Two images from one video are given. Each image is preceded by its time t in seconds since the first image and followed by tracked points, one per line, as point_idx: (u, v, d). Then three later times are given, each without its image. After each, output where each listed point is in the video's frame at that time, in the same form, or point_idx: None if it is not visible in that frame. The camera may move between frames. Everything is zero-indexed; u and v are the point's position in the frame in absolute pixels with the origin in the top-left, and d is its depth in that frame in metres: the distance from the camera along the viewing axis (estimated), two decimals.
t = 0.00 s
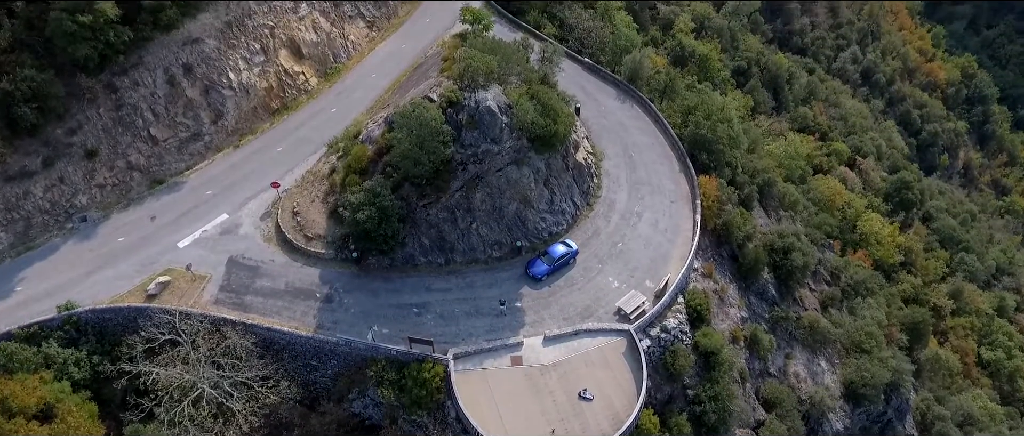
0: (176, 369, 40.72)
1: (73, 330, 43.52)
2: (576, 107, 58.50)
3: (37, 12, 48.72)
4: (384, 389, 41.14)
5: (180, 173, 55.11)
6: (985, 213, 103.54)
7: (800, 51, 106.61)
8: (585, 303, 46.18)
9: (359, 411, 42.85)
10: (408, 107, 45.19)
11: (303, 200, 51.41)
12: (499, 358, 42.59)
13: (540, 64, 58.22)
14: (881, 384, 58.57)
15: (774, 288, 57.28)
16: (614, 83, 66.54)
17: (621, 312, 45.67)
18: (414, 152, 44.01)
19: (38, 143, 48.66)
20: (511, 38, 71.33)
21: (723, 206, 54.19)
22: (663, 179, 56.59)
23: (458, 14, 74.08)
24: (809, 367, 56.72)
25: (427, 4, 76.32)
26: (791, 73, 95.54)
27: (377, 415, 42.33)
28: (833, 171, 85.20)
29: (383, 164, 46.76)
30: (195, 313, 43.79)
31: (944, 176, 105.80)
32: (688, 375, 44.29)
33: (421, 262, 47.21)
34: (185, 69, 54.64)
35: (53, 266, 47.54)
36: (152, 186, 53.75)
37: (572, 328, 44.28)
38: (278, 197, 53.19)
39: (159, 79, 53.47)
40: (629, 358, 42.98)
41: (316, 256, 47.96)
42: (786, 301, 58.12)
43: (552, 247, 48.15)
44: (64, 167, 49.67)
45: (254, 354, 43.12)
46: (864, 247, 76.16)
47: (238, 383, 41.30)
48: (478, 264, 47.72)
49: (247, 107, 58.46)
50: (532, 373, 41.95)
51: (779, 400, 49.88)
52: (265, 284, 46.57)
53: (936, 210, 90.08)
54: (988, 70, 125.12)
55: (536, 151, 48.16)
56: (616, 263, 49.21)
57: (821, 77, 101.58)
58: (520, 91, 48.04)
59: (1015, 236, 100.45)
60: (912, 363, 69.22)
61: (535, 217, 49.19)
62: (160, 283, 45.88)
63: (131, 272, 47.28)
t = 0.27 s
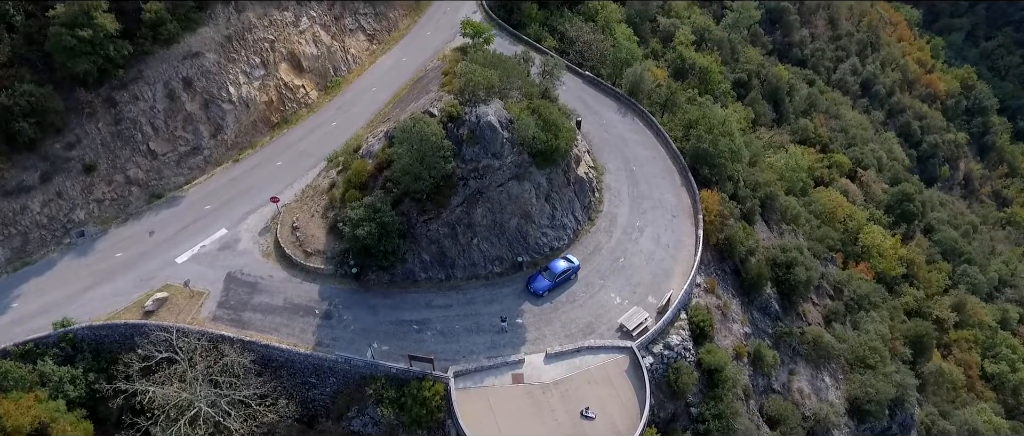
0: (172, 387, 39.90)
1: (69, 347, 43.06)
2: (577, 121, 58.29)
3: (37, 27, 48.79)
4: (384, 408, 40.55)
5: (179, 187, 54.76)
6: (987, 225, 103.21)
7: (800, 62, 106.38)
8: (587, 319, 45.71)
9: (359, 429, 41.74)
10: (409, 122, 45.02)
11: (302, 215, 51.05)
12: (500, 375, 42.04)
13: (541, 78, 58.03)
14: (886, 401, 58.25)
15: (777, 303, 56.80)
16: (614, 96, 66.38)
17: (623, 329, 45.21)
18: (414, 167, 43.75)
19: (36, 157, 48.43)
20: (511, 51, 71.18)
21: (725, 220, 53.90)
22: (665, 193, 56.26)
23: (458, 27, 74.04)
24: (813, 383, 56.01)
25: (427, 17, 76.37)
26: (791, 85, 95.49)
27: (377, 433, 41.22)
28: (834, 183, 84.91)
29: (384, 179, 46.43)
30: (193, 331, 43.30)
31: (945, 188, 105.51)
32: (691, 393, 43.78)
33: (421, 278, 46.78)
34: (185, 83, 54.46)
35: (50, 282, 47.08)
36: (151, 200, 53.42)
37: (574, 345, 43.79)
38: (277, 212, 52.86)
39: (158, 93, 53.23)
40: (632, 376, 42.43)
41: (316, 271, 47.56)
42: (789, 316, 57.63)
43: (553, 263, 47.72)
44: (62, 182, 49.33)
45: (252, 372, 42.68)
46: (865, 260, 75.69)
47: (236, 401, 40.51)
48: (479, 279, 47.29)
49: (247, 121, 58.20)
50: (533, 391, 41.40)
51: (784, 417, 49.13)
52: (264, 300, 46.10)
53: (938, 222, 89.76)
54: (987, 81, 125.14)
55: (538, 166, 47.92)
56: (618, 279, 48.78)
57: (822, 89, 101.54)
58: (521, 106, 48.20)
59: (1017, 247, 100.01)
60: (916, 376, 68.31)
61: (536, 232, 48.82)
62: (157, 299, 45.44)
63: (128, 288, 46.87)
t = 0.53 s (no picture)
0: (168, 406, 39.15)
1: (65, 365, 42.45)
2: (578, 135, 58.06)
3: (36, 42, 48.63)
4: (383, 427, 39.96)
5: (177, 202, 54.41)
6: (988, 236, 102.86)
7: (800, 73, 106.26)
8: (589, 336, 45.20)
9: None
10: (409, 137, 44.61)
11: (302, 230, 50.68)
12: (501, 394, 41.43)
13: (542, 92, 57.83)
14: (891, 418, 57.64)
15: (780, 319, 56.20)
16: (615, 110, 66.20)
17: (626, 346, 44.71)
18: (414, 183, 43.35)
19: (34, 173, 48.14)
20: (512, 65, 71.23)
21: (728, 235, 53.55)
22: (667, 207, 55.91)
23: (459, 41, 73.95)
24: (817, 399, 55.33)
25: (427, 30, 76.39)
26: (791, 97, 95.37)
27: None
28: (835, 196, 84.58)
29: (384, 194, 46.10)
30: (190, 348, 42.80)
31: (946, 199, 105.18)
32: (695, 411, 43.19)
33: (422, 295, 46.29)
34: (184, 97, 54.25)
35: (46, 299, 46.58)
36: (149, 215, 53.01)
37: (576, 362, 43.21)
38: (277, 227, 52.52)
39: (158, 107, 53.01)
40: (635, 394, 41.85)
41: (314, 288, 47.11)
42: (792, 331, 57.05)
43: (554, 279, 47.28)
44: (60, 197, 49.00)
45: (250, 391, 41.99)
46: (868, 273, 75.15)
47: (233, 420, 39.81)
48: (480, 296, 46.83)
49: (246, 135, 57.94)
50: (535, 410, 40.76)
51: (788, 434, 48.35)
52: (262, 317, 45.62)
53: (939, 234, 89.38)
54: (986, 92, 125.10)
55: (539, 181, 47.61)
56: (620, 295, 48.32)
57: (821, 100, 101.45)
58: (522, 120, 47.90)
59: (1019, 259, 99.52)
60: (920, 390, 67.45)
61: (538, 247, 48.42)
62: (155, 316, 44.95)
63: (125, 305, 46.36)
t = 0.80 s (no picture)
0: (164, 425, 38.58)
1: (60, 383, 41.90)
2: (579, 149, 57.77)
3: (35, 57, 48.44)
4: None
5: (176, 216, 54.02)
6: (989, 248, 102.48)
7: (800, 85, 105.94)
8: (591, 353, 44.66)
9: None
10: (409, 152, 44.30)
11: (301, 245, 50.28)
12: (503, 412, 40.82)
13: (543, 106, 57.65)
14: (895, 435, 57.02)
15: (784, 334, 55.63)
16: (616, 123, 65.97)
17: (628, 364, 44.15)
18: (414, 199, 43.05)
19: (31, 188, 47.80)
20: (513, 78, 71.11)
21: (730, 250, 53.13)
22: (669, 222, 55.53)
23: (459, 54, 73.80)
24: (821, 416, 54.68)
25: (427, 43, 76.37)
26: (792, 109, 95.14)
27: None
28: (837, 208, 84.20)
29: (384, 209, 45.73)
30: (187, 366, 42.25)
31: (947, 210, 104.88)
32: (699, 430, 42.57)
33: (422, 311, 45.78)
34: (184, 111, 53.99)
35: (42, 316, 46.06)
36: (147, 230, 52.59)
37: (578, 380, 42.62)
38: (276, 242, 52.13)
39: (157, 122, 52.76)
40: (638, 412, 41.20)
41: (313, 304, 46.59)
42: (796, 347, 56.44)
43: (556, 295, 46.79)
44: (58, 212, 48.62)
45: (248, 409, 41.41)
46: (870, 286, 74.58)
47: None
48: (481, 312, 46.33)
49: (246, 149, 57.65)
50: (536, 429, 40.12)
51: None
52: (260, 334, 45.10)
53: (941, 246, 88.88)
54: (986, 103, 125.10)
55: (540, 196, 47.26)
56: (622, 311, 47.83)
57: (822, 112, 101.29)
58: (523, 135, 47.74)
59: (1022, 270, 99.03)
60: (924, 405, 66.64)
61: (539, 263, 47.96)
62: (152, 333, 44.43)
63: (122, 322, 45.86)
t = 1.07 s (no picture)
0: None
1: (55, 401, 41.34)
2: (579, 163, 57.48)
3: (34, 71, 48.31)
4: None
5: (174, 231, 53.59)
6: (991, 259, 102.01)
7: (800, 97, 105.71)
8: (593, 371, 44.08)
9: None
10: (409, 168, 44.16)
11: (299, 261, 49.84)
12: (504, 432, 40.17)
13: (543, 120, 57.99)
14: None
15: (788, 350, 54.99)
16: (617, 137, 65.70)
17: (631, 381, 43.57)
18: (414, 214, 42.81)
19: (28, 203, 47.41)
20: (513, 92, 70.97)
21: (733, 265, 52.70)
22: (671, 237, 55.12)
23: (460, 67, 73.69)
24: (826, 433, 53.93)
25: (427, 56, 76.26)
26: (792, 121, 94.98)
27: None
28: (838, 220, 83.81)
29: (383, 225, 45.35)
30: (184, 385, 41.70)
31: (948, 222, 104.49)
32: None
33: (422, 328, 45.20)
34: (182, 126, 53.71)
35: (37, 332, 45.52)
36: (145, 245, 52.13)
37: (580, 398, 42.00)
38: (274, 258, 51.70)
39: (156, 136, 52.49)
40: (640, 431, 40.58)
41: (312, 321, 46.08)
42: (800, 363, 55.73)
43: (557, 311, 46.28)
44: (55, 227, 48.21)
45: (244, 428, 40.79)
46: (873, 299, 73.92)
47: None
48: (482, 328, 45.78)
49: (245, 163, 57.35)
50: None
51: None
52: (258, 351, 44.55)
53: (943, 258, 88.38)
54: (985, 115, 125.08)
55: (541, 211, 47.00)
56: (624, 327, 47.33)
57: (821, 124, 101.14)
58: (524, 150, 47.58)
59: None
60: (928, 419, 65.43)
61: (540, 279, 47.50)
62: (148, 350, 43.89)
63: (118, 339, 45.33)
